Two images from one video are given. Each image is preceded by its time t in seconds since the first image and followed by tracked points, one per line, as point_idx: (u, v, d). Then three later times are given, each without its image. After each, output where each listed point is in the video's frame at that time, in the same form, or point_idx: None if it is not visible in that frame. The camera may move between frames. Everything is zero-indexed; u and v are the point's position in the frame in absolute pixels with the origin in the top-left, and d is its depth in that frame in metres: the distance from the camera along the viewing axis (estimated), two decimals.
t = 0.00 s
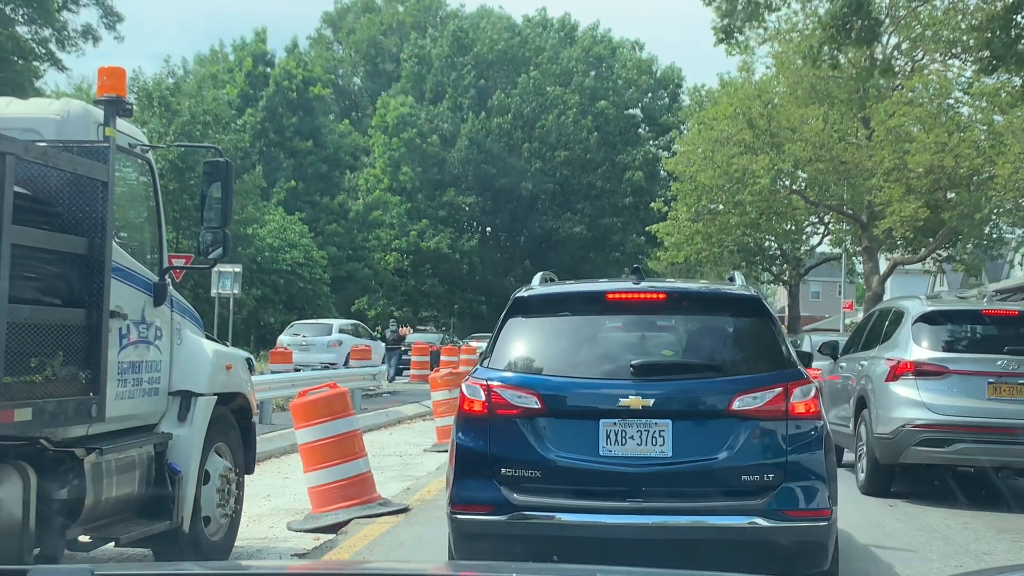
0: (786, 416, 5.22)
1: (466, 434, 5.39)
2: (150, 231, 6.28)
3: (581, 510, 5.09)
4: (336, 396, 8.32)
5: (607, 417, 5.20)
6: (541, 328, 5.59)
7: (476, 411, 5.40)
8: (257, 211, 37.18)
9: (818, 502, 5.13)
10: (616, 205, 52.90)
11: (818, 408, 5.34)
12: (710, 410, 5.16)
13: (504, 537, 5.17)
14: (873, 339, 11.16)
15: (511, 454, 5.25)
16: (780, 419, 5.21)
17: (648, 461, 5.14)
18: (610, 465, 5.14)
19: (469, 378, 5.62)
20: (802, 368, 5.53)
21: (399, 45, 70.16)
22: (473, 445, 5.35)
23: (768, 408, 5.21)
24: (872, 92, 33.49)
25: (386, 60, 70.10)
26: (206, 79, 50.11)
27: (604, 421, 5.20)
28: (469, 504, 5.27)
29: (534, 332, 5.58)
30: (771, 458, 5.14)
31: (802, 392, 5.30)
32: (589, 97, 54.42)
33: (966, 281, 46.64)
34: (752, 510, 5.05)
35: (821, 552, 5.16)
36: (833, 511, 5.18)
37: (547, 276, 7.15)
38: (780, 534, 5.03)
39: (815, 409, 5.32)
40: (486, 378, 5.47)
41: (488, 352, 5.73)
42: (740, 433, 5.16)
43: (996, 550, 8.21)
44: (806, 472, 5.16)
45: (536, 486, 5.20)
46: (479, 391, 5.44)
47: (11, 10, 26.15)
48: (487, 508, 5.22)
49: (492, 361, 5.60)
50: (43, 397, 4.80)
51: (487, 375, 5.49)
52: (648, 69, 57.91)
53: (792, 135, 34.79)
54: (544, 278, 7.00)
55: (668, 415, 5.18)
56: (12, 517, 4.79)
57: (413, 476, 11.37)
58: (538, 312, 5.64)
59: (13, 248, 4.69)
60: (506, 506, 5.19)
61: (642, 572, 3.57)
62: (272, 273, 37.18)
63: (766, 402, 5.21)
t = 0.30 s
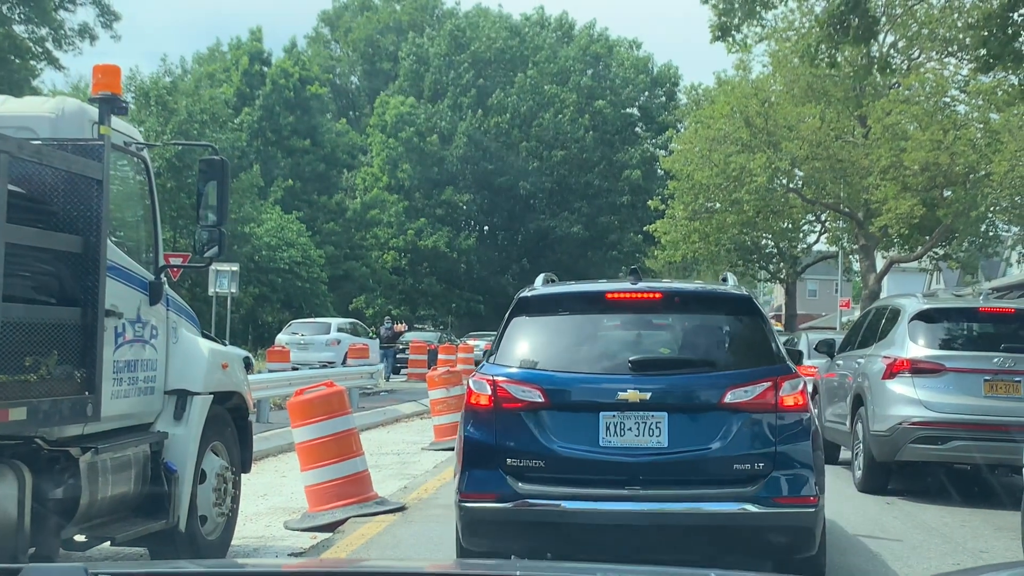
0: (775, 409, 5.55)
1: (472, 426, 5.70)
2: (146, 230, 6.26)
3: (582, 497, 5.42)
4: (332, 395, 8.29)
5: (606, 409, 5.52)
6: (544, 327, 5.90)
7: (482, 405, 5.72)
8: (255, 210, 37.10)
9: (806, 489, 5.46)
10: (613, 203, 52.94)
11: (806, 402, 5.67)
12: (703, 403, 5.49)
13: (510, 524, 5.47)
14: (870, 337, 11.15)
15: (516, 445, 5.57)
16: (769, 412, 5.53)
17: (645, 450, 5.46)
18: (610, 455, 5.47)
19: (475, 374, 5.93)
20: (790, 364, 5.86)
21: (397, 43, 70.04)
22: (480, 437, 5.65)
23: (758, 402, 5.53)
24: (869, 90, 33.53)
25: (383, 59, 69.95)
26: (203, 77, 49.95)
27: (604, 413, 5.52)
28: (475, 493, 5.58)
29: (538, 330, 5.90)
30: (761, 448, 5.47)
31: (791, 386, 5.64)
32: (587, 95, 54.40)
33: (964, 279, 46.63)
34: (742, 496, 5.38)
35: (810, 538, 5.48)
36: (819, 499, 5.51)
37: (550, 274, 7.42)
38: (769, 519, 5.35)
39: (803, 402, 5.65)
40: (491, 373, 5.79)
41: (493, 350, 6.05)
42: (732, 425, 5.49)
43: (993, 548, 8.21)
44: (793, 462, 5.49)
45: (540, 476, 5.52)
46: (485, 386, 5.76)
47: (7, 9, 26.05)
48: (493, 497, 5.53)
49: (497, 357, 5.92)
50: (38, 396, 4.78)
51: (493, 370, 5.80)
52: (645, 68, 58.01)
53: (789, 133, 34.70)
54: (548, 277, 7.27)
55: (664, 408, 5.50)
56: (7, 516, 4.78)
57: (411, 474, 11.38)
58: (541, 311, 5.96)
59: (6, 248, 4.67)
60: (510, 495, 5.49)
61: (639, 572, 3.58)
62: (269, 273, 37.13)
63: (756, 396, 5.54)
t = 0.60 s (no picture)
0: (768, 406, 5.82)
1: (479, 422, 5.96)
2: (140, 231, 6.22)
3: (586, 490, 5.69)
4: (330, 397, 8.23)
5: (608, 406, 5.78)
6: (548, 327, 6.16)
7: (489, 402, 5.97)
8: (252, 212, 37.01)
9: (797, 482, 5.74)
10: (611, 203, 52.97)
11: (797, 398, 5.95)
12: (700, 400, 5.76)
13: (516, 516, 5.74)
14: (869, 336, 11.12)
15: (521, 440, 5.83)
16: (762, 408, 5.81)
17: (644, 445, 5.74)
18: (612, 450, 5.74)
19: (482, 373, 6.19)
20: (782, 362, 6.13)
21: (394, 44, 69.88)
22: (487, 432, 5.92)
23: (752, 399, 5.81)
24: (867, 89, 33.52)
25: (381, 59, 69.77)
26: (200, 78, 49.76)
27: (606, 410, 5.79)
28: (483, 486, 5.85)
29: (542, 330, 6.16)
30: (755, 442, 5.75)
31: (783, 383, 5.91)
32: (585, 95, 54.40)
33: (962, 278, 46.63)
34: (738, 489, 5.66)
35: (800, 529, 5.76)
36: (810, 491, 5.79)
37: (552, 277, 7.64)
38: (763, 511, 5.63)
39: (795, 399, 5.93)
40: (498, 372, 6.04)
41: (499, 350, 6.30)
42: (727, 421, 5.77)
43: (994, 548, 8.17)
44: (785, 455, 5.77)
45: (546, 469, 5.79)
46: (492, 384, 6.01)
47: (3, 11, 25.94)
48: (500, 491, 5.79)
49: (503, 356, 6.18)
50: (31, 400, 4.75)
51: (499, 369, 6.06)
52: (642, 68, 58.14)
53: (787, 133, 34.66)
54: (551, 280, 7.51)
55: (663, 404, 5.77)
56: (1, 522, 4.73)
57: (409, 475, 11.34)
58: (545, 313, 6.22)
59: None
60: (517, 488, 5.76)
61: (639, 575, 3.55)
62: (267, 274, 37.05)
63: (749, 394, 5.81)
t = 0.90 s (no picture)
0: (766, 407, 5.97)
1: (486, 422, 6.15)
2: (137, 234, 6.15)
3: (590, 488, 5.87)
4: (327, 401, 8.16)
5: (611, 407, 5.95)
6: (550, 330, 6.34)
7: (495, 403, 6.15)
8: (252, 215, 36.94)
9: (796, 480, 5.89)
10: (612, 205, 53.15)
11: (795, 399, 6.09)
12: (700, 400, 5.92)
13: (522, 513, 5.93)
14: (871, 338, 11.09)
15: (526, 440, 6.02)
16: (760, 408, 5.96)
17: (645, 444, 5.92)
18: (614, 449, 5.92)
19: (489, 374, 6.37)
20: (780, 363, 6.28)
21: (395, 48, 69.85)
22: (494, 432, 6.10)
23: (751, 399, 5.96)
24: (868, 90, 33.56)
25: (381, 62, 69.77)
26: (200, 81, 49.59)
27: (608, 410, 5.96)
28: (489, 483, 6.04)
29: (545, 333, 6.33)
30: (753, 442, 5.91)
31: (780, 384, 6.06)
32: (585, 97, 54.46)
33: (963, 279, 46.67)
34: (736, 487, 5.83)
35: (797, 526, 5.91)
36: (808, 488, 5.95)
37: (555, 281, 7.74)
38: (761, 508, 5.79)
39: (793, 399, 6.07)
40: (504, 373, 6.22)
41: (505, 351, 6.48)
42: (726, 420, 5.93)
43: (998, 552, 8.09)
44: (782, 453, 5.93)
45: (551, 468, 5.97)
46: (498, 384, 6.20)
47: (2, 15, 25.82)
48: (506, 488, 5.99)
49: (508, 358, 6.35)
50: (25, 404, 4.70)
51: (505, 370, 6.24)
52: (643, 70, 58.36)
53: (787, 135, 34.59)
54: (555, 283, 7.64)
55: (663, 404, 5.94)
56: None
57: (408, 479, 11.27)
58: (549, 315, 6.39)
59: None
60: (523, 486, 5.94)
61: None
62: (267, 277, 36.98)
63: (748, 394, 5.96)
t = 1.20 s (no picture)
0: (766, 407, 6.08)
1: (493, 422, 6.23)
2: (131, 234, 6.03)
3: (595, 486, 5.98)
4: (324, 403, 8.04)
5: (614, 407, 6.05)
6: (556, 332, 6.43)
7: (502, 403, 6.25)
8: (253, 217, 36.83)
9: (796, 479, 6.01)
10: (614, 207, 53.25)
11: (795, 400, 6.20)
12: (702, 401, 6.02)
13: (528, 511, 6.02)
14: (877, 341, 10.94)
15: (532, 439, 6.11)
16: (761, 408, 6.07)
17: (649, 443, 6.02)
18: (619, 448, 6.02)
19: (495, 375, 6.46)
20: (780, 364, 6.39)
21: (397, 49, 69.79)
22: (501, 431, 6.20)
23: (752, 399, 6.07)
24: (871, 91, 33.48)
25: (383, 64, 69.73)
26: (201, 83, 49.37)
27: (613, 411, 6.06)
28: (495, 482, 6.14)
29: (551, 335, 6.42)
30: (755, 441, 6.01)
31: (781, 385, 6.17)
32: (587, 98, 54.42)
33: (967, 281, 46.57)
34: (738, 485, 5.94)
35: (798, 524, 6.04)
36: (807, 487, 6.07)
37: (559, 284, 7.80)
38: (761, 506, 5.92)
39: (793, 400, 6.18)
40: (510, 374, 6.31)
41: (510, 353, 6.57)
42: (728, 420, 6.03)
43: (1008, 558, 7.94)
44: (783, 453, 6.03)
45: (556, 466, 6.07)
46: (504, 385, 6.29)
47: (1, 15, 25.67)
48: (512, 486, 6.08)
49: (514, 359, 6.44)
50: (12, 408, 4.56)
51: (511, 371, 6.32)
52: (646, 72, 58.45)
53: (790, 135, 34.48)
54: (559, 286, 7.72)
55: (666, 404, 6.04)
56: None
57: (408, 483, 11.13)
58: (554, 318, 6.48)
59: None
60: (529, 484, 6.04)
61: None
62: (269, 279, 36.87)
63: (750, 395, 6.07)
